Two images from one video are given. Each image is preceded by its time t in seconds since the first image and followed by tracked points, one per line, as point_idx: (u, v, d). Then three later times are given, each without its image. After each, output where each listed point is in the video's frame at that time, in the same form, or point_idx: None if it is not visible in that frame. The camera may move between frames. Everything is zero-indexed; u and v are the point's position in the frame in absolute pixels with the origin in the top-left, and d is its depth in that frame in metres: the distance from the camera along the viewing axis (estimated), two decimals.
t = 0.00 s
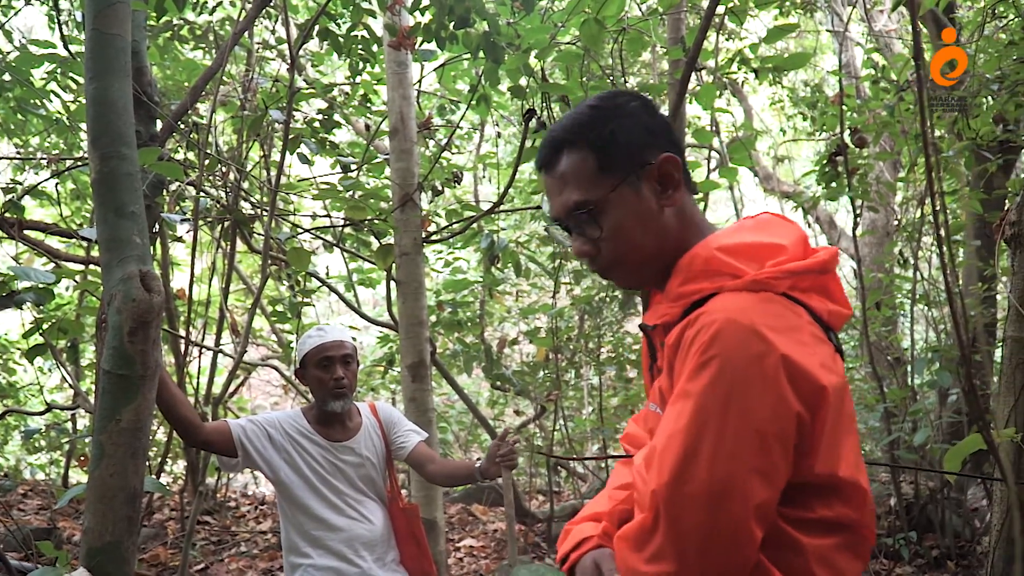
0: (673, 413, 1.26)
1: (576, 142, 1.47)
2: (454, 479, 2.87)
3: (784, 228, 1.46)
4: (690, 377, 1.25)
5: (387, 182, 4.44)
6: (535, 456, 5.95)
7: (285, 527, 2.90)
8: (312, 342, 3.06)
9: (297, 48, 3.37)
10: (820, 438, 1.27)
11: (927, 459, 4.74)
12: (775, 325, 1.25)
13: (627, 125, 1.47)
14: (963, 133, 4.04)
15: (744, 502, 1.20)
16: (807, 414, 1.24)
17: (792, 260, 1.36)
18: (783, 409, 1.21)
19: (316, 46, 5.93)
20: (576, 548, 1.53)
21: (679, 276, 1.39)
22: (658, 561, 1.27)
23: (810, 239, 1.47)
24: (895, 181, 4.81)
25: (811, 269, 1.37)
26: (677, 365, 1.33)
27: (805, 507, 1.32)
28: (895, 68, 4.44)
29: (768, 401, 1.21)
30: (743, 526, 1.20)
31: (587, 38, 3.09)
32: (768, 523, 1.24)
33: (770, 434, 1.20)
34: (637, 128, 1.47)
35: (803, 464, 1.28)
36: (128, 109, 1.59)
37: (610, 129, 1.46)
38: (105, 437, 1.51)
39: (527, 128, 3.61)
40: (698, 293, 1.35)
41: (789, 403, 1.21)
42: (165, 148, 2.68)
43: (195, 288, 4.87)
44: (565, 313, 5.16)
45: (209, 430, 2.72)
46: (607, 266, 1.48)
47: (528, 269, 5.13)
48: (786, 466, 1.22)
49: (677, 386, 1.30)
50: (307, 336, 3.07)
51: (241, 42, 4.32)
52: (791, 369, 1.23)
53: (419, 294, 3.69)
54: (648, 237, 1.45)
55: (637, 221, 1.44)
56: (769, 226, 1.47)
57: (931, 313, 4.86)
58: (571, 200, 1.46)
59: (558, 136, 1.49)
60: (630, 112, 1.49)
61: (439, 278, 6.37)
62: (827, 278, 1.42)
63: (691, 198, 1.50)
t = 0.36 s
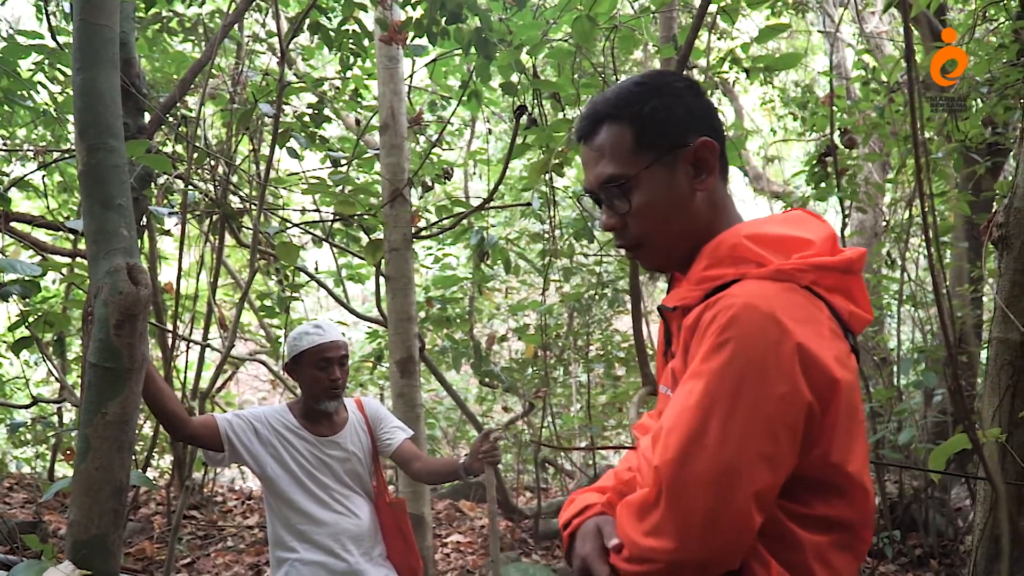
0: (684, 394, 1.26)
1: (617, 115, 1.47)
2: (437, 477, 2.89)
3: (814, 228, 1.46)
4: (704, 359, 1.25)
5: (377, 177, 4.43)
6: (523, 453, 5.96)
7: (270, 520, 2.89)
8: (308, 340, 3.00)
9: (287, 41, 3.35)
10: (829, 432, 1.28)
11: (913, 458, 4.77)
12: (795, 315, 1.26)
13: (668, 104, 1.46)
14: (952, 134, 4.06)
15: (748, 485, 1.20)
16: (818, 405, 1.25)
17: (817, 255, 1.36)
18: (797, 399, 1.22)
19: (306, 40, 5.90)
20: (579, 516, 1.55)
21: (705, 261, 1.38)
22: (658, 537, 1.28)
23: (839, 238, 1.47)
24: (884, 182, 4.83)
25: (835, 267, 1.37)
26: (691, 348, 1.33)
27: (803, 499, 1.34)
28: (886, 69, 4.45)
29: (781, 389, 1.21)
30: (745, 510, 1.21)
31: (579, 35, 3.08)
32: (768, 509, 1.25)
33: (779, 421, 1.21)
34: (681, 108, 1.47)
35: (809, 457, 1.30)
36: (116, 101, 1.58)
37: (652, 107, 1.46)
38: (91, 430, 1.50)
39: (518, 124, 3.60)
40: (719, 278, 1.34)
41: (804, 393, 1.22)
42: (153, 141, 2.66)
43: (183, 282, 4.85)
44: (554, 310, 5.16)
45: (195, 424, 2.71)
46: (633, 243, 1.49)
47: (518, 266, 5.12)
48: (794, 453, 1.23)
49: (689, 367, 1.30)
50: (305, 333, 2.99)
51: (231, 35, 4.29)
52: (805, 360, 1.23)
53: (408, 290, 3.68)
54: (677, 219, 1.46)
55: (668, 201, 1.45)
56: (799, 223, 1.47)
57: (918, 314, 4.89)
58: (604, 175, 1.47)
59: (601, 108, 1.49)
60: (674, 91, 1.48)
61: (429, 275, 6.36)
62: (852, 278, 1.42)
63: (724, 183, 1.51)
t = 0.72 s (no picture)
0: (663, 402, 1.26)
1: (594, 111, 1.46)
2: (423, 470, 2.89)
3: (783, 226, 1.48)
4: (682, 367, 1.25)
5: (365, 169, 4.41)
6: (510, 446, 5.97)
7: (257, 512, 2.89)
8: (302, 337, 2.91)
9: (275, 32, 3.32)
10: (805, 434, 1.29)
11: (897, 452, 4.82)
12: (770, 320, 1.26)
13: (647, 102, 1.47)
14: (938, 130, 4.09)
15: (730, 493, 1.21)
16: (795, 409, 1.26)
17: (789, 255, 1.38)
18: (774, 405, 1.23)
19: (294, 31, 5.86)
20: (555, 502, 1.60)
21: (676, 262, 1.39)
22: (641, 545, 1.28)
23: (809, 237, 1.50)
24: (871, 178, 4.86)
25: (807, 267, 1.39)
26: (666, 354, 1.34)
27: (780, 500, 1.36)
28: (874, 65, 4.47)
29: (759, 394, 1.22)
30: (728, 516, 1.21)
31: (569, 28, 3.08)
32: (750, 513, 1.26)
33: (759, 426, 1.22)
34: (659, 106, 1.47)
35: (787, 460, 1.31)
36: (102, 89, 1.55)
37: (631, 104, 1.46)
38: (75, 421, 1.49)
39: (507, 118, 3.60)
40: (693, 281, 1.36)
41: (782, 398, 1.23)
42: (139, 131, 2.64)
43: (170, 273, 4.82)
44: (542, 303, 5.16)
45: (182, 415, 2.69)
46: (605, 241, 1.50)
47: (506, 259, 5.13)
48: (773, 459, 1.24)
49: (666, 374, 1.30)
50: (298, 329, 2.90)
51: (218, 24, 4.26)
52: (782, 363, 1.24)
53: (396, 283, 3.67)
54: (651, 219, 1.47)
55: (643, 202, 1.46)
56: (768, 222, 1.48)
57: (904, 309, 4.92)
58: (581, 172, 1.47)
59: (577, 103, 1.48)
60: (653, 89, 1.49)
61: (417, 267, 6.35)
62: (820, 276, 1.44)
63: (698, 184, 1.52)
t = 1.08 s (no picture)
0: (610, 412, 1.27)
1: (551, 98, 1.51)
2: (410, 466, 2.89)
3: (710, 223, 1.50)
4: (627, 376, 1.27)
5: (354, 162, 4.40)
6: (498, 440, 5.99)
7: (242, 506, 2.88)
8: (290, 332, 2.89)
9: (263, 23, 3.30)
10: (754, 432, 1.30)
11: (882, 447, 4.86)
12: (709, 320, 1.27)
13: (597, 99, 1.55)
14: (925, 127, 4.11)
15: (679, 498, 1.23)
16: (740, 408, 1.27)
17: (722, 252, 1.40)
18: (718, 407, 1.23)
19: (283, 23, 5.82)
20: (513, 518, 1.62)
21: (610, 272, 1.41)
22: (600, 554, 1.30)
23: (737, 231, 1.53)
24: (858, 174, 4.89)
25: (741, 261, 1.42)
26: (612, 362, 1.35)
27: (739, 496, 1.36)
28: (862, 62, 4.50)
29: (703, 397, 1.23)
30: (681, 522, 1.24)
31: (558, 22, 3.08)
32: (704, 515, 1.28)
33: (704, 431, 1.23)
34: (606, 105, 1.56)
35: (739, 458, 1.32)
36: (88, 79, 1.54)
37: (585, 96, 1.53)
38: (59, 413, 1.48)
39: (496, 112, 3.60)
40: (631, 289, 1.37)
41: (725, 399, 1.24)
42: (125, 122, 2.62)
43: (156, 265, 4.80)
44: (530, 297, 5.17)
45: (167, 408, 2.67)
46: (554, 234, 1.49)
47: (495, 253, 5.13)
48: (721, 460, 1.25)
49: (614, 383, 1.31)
50: (285, 324, 2.89)
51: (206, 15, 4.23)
52: (725, 363, 1.25)
53: (384, 276, 3.67)
54: (600, 212, 1.49)
55: (596, 191, 1.49)
56: (695, 220, 1.51)
57: (890, 305, 4.96)
58: (537, 154, 1.49)
59: (534, 88, 1.52)
60: (600, 90, 1.58)
61: (405, 261, 6.35)
62: (750, 267, 1.47)
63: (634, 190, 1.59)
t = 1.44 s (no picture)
0: (609, 392, 1.30)
1: (502, 106, 1.63)
2: (395, 466, 2.88)
3: (673, 212, 1.62)
4: (623, 354, 1.29)
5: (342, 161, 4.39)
6: (484, 439, 6.00)
7: (227, 505, 2.87)
8: (276, 331, 2.87)
9: (252, 20, 3.29)
10: (740, 402, 1.35)
11: (867, 447, 4.89)
12: (691, 295, 1.32)
13: (545, 107, 1.68)
14: (911, 129, 4.14)
15: (684, 471, 1.25)
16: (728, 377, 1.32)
17: (689, 235, 1.50)
18: (711, 377, 1.28)
19: (272, 20, 5.80)
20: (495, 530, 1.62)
21: (586, 263, 1.50)
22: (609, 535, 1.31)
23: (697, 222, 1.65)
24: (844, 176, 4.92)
25: (710, 244, 1.51)
26: (603, 344, 1.38)
27: (727, 470, 1.42)
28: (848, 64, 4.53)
29: (695, 369, 1.26)
30: (688, 494, 1.26)
31: (547, 22, 3.08)
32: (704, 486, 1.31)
33: (700, 400, 1.26)
34: (554, 112, 1.69)
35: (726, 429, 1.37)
36: (75, 74, 1.52)
37: (533, 104, 1.66)
38: (42, 411, 1.47)
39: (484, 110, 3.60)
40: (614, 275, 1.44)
41: (716, 369, 1.29)
42: (112, 118, 2.60)
43: (142, 262, 4.77)
44: (518, 297, 5.18)
45: (152, 407, 2.66)
46: (515, 232, 1.59)
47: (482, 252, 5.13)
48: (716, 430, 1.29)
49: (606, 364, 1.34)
50: (271, 322, 2.87)
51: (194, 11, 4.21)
52: (711, 335, 1.29)
53: (371, 275, 3.66)
54: (557, 209, 1.60)
55: (552, 189, 1.60)
56: (660, 211, 1.61)
57: (875, 306, 4.99)
58: (493, 157, 1.59)
59: (485, 98, 1.64)
60: (547, 100, 1.71)
61: (393, 259, 6.34)
62: (715, 253, 1.54)
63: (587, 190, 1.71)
